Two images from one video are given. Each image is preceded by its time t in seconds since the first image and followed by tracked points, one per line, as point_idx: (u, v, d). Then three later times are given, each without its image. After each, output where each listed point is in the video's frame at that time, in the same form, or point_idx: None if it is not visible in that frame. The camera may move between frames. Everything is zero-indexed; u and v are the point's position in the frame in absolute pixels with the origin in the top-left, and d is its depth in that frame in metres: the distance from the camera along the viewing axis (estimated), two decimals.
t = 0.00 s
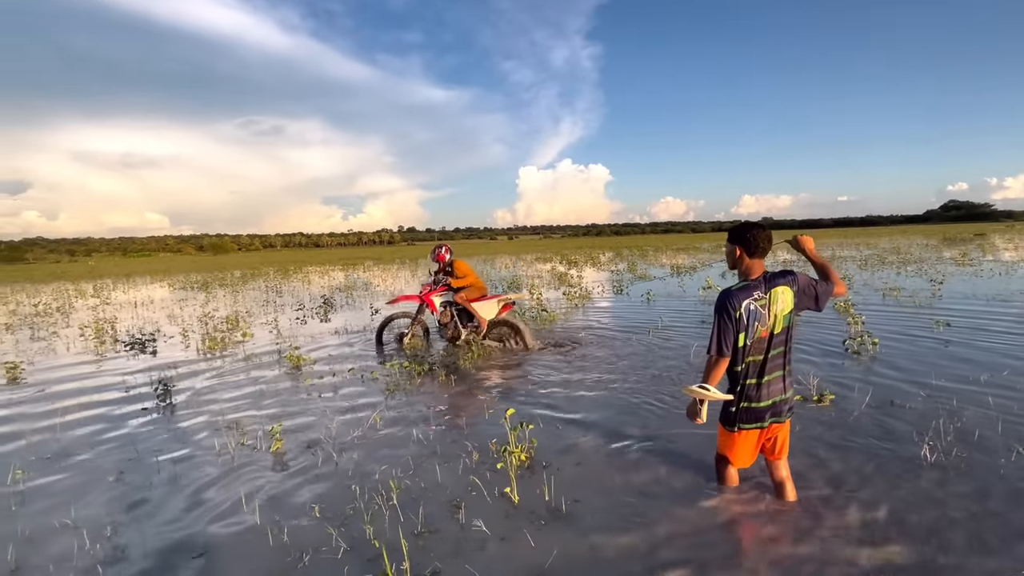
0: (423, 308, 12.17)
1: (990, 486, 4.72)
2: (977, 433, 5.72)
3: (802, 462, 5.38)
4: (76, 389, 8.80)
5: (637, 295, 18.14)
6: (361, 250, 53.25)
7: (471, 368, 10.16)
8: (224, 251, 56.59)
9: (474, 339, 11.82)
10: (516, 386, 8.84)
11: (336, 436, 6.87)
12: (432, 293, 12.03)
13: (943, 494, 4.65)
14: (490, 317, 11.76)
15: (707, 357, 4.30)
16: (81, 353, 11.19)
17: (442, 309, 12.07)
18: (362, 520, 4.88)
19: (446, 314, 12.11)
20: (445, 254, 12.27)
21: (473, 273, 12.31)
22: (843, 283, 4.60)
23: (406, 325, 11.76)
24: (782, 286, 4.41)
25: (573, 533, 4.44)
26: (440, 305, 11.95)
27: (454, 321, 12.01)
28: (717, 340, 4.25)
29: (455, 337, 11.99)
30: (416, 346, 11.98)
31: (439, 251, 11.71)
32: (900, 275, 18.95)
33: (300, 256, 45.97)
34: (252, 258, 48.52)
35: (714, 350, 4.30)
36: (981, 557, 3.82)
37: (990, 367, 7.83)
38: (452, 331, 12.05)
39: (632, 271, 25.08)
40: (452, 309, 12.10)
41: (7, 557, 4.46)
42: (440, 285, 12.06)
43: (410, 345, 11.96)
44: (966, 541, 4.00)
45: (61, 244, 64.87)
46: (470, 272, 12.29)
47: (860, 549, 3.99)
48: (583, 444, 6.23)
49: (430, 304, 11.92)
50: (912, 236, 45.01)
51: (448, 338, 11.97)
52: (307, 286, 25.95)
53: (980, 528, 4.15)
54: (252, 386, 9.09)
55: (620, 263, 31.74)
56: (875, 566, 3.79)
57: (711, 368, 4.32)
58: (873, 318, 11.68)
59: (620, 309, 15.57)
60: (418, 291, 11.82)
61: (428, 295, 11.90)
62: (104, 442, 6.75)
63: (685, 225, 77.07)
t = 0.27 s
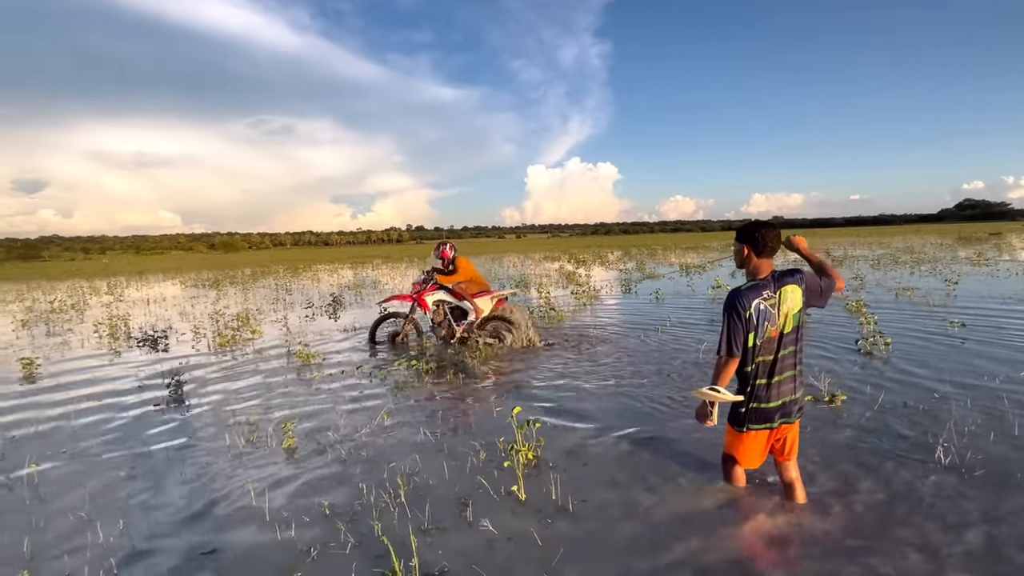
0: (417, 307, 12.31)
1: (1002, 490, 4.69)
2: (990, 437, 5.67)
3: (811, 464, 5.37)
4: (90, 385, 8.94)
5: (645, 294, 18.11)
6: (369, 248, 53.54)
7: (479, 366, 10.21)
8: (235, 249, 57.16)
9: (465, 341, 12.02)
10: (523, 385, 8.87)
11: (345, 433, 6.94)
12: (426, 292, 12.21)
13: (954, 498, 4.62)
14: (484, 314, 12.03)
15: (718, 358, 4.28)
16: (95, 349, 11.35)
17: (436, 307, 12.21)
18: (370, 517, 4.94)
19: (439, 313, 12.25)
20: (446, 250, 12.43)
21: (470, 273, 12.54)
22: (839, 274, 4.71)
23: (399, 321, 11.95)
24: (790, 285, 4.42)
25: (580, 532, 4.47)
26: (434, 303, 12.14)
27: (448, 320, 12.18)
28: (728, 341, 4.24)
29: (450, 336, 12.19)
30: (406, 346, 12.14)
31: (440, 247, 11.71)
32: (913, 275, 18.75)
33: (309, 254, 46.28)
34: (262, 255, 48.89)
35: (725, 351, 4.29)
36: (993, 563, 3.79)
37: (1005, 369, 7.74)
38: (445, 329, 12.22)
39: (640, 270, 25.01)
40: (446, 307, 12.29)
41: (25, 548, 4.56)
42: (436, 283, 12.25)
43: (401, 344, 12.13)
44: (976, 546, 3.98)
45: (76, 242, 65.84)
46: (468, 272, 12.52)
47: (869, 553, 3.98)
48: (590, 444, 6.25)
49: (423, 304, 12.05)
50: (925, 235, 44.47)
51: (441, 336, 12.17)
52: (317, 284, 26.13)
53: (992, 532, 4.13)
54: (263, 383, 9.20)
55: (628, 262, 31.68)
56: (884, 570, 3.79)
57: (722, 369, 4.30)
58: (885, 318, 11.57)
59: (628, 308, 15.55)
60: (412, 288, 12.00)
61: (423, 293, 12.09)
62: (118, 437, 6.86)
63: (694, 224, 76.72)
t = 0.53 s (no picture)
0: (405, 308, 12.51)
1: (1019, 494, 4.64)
2: (1007, 439, 5.60)
3: (823, 466, 5.34)
4: (108, 381, 9.09)
5: (656, 293, 18.04)
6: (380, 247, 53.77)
7: (490, 365, 10.25)
8: (248, 248, 57.68)
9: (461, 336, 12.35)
10: (534, 384, 8.89)
11: (357, 431, 7.01)
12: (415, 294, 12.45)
13: (970, 501, 4.58)
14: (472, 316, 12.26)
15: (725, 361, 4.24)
16: (113, 347, 11.54)
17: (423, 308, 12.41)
18: (382, 514, 4.99)
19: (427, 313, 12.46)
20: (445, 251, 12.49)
21: (463, 276, 12.57)
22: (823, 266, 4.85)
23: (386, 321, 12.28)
24: (791, 285, 4.43)
25: (590, 531, 4.48)
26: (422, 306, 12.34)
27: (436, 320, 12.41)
28: (735, 344, 4.21)
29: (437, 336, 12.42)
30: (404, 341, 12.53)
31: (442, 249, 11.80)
32: (929, 274, 18.49)
33: (321, 253, 46.58)
34: (275, 254, 49.34)
35: (732, 354, 4.26)
36: (1009, 567, 3.76)
37: None
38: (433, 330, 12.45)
39: (652, 269, 24.90)
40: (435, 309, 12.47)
41: (46, 540, 4.66)
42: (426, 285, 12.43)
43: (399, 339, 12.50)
44: (993, 550, 3.94)
45: (93, 241, 66.85)
46: (461, 275, 12.56)
47: (882, 555, 3.96)
48: (600, 444, 6.25)
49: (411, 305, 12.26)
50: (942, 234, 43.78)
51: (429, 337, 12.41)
52: (329, 282, 26.34)
53: (1008, 536, 4.09)
54: (276, 380, 9.30)
55: (639, 261, 31.56)
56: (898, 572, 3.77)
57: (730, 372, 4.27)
58: (900, 318, 11.45)
59: (639, 307, 15.51)
60: (400, 290, 12.28)
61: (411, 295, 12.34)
62: (136, 432, 6.98)
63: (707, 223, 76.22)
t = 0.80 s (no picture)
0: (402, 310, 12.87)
1: None
2: None
3: (841, 469, 5.27)
4: (130, 379, 9.28)
5: (671, 293, 17.93)
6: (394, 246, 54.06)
7: (504, 364, 10.28)
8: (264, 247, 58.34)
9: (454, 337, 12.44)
10: (548, 383, 8.90)
11: (372, 429, 7.08)
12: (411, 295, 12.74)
13: (992, 506, 4.51)
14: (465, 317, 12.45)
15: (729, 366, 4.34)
16: (134, 345, 11.76)
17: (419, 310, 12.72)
18: (397, 511, 5.04)
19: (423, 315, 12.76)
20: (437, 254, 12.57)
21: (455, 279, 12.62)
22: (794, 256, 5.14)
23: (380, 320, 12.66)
24: (782, 288, 4.61)
25: (604, 532, 4.49)
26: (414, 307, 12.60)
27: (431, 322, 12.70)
28: (739, 348, 4.33)
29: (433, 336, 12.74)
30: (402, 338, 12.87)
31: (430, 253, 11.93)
32: (952, 274, 18.12)
33: (337, 252, 46.94)
34: (292, 253, 49.94)
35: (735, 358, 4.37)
36: None
37: None
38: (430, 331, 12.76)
39: (666, 268, 24.73)
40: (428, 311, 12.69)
41: (73, 533, 4.77)
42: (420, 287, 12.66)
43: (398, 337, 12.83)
44: (1015, 555, 3.88)
45: (115, 241, 68.14)
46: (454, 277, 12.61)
47: (901, 559, 3.92)
48: (614, 444, 6.24)
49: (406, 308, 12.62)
50: (965, 232, 42.86)
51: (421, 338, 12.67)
52: (343, 282, 26.54)
53: None
54: (293, 379, 9.42)
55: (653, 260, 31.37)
56: None
57: (733, 375, 4.38)
58: (921, 319, 11.25)
59: (654, 306, 15.43)
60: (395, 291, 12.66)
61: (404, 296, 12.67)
62: (157, 429, 7.12)
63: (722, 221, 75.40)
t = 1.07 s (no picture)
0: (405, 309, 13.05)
1: None
2: None
3: (862, 471, 5.22)
4: (155, 375, 9.48)
5: (689, 292, 17.77)
6: (411, 245, 54.33)
7: (520, 363, 10.30)
8: (283, 247, 59.06)
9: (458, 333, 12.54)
10: (565, 383, 8.90)
11: (391, 427, 7.15)
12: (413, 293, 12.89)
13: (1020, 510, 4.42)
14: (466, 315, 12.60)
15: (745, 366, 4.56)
16: (159, 342, 12.00)
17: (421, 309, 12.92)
18: (416, 508, 5.09)
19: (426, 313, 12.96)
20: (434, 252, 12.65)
21: (455, 276, 12.67)
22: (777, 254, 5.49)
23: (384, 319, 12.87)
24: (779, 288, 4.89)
25: (622, 531, 4.50)
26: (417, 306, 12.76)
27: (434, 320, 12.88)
28: (752, 349, 4.55)
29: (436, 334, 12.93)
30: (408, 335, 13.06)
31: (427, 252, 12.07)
32: (981, 273, 17.66)
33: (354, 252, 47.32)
34: (309, 252, 50.48)
35: (749, 358, 4.59)
36: None
37: None
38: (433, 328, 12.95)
39: (684, 267, 24.51)
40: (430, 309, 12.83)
41: (104, 523, 4.90)
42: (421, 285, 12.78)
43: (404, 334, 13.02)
44: None
45: (139, 241, 69.56)
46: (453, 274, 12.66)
47: (925, 563, 3.86)
48: (632, 443, 6.25)
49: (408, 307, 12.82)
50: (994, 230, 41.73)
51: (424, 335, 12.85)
52: (360, 281, 26.76)
53: None
54: (313, 377, 9.54)
55: (669, 259, 31.13)
56: None
57: (747, 375, 4.60)
58: (947, 319, 11.01)
59: (672, 305, 15.31)
60: (397, 290, 12.81)
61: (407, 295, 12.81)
62: (183, 424, 7.28)
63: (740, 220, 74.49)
